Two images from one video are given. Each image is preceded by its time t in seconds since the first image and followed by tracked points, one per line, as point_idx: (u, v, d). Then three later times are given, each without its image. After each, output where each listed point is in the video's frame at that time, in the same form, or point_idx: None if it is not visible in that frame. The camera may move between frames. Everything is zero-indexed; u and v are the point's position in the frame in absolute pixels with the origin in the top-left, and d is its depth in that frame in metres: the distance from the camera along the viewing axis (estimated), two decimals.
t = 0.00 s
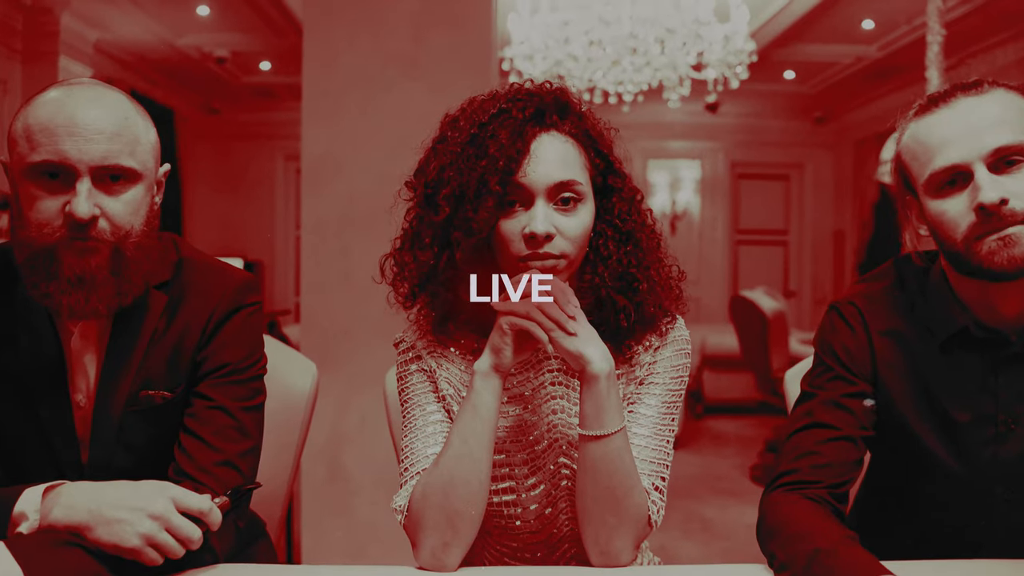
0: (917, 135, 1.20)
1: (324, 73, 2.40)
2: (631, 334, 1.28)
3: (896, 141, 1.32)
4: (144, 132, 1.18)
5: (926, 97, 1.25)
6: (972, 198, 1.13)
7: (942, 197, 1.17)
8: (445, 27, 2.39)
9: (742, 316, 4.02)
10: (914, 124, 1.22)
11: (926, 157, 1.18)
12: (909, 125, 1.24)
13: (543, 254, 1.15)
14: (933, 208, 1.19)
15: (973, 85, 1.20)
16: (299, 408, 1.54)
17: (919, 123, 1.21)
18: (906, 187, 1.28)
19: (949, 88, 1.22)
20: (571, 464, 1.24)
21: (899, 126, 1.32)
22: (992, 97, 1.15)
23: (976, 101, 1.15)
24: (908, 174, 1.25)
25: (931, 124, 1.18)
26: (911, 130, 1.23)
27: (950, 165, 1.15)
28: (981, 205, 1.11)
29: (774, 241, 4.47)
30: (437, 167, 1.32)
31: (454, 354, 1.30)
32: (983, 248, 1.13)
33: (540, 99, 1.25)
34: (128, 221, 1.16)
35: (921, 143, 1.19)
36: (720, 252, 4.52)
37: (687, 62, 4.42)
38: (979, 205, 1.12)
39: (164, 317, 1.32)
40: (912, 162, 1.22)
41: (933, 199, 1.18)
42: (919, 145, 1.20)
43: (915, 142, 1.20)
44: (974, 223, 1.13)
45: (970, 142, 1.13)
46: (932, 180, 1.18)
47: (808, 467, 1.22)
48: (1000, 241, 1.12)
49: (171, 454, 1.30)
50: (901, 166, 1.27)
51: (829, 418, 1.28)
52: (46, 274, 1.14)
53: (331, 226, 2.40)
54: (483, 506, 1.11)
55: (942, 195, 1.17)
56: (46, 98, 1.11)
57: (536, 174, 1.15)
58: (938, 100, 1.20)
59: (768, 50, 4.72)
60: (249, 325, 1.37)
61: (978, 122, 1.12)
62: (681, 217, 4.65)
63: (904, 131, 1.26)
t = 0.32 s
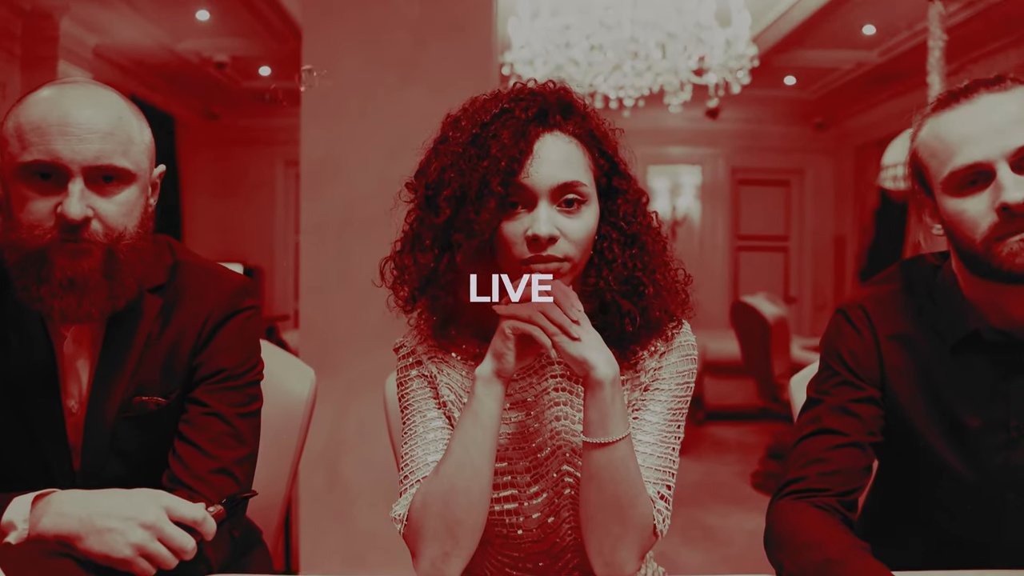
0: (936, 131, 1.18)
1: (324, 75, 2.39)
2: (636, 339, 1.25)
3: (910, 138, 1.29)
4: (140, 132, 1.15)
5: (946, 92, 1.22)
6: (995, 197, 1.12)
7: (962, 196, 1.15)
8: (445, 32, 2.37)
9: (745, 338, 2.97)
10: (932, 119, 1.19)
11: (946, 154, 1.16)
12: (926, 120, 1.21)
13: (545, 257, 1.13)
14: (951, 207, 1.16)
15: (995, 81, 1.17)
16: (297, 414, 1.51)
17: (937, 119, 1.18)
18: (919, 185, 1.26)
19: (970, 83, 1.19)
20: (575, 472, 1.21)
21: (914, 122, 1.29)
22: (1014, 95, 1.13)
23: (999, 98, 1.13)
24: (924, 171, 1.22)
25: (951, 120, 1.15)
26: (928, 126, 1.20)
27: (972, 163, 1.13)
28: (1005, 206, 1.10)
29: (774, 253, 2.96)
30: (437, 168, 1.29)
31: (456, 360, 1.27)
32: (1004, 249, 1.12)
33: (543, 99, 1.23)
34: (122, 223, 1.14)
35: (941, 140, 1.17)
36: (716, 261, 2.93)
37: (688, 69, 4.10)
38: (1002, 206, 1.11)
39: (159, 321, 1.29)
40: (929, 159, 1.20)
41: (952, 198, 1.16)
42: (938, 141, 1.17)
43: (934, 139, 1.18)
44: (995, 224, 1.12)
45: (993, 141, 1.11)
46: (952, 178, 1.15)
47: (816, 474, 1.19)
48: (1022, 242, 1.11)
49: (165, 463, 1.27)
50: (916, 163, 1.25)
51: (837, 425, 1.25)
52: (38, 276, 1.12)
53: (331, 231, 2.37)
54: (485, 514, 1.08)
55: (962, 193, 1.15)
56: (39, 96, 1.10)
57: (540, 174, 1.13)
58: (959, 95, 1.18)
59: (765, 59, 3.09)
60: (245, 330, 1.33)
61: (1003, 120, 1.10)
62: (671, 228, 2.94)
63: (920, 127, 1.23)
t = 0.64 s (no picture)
0: (958, 128, 1.15)
1: (324, 77, 2.37)
2: (642, 343, 1.22)
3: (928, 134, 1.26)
4: (135, 131, 1.13)
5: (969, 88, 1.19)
6: (1014, 200, 1.10)
7: (981, 196, 1.12)
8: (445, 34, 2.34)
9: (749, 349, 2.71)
10: (953, 116, 1.16)
11: (966, 152, 1.13)
12: (946, 117, 1.18)
13: (549, 259, 1.12)
14: (968, 208, 1.14)
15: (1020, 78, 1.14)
16: (295, 420, 1.49)
17: (959, 116, 1.15)
18: (935, 183, 1.23)
19: (993, 79, 1.16)
20: (579, 480, 1.18)
21: (932, 118, 1.26)
22: None
23: None
24: (940, 169, 1.20)
25: (974, 118, 1.13)
26: (949, 123, 1.17)
27: (993, 164, 1.10)
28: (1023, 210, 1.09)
29: (774, 259, 2.71)
30: (439, 168, 1.27)
31: (458, 365, 1.24)
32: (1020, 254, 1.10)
33: (547, 98, 1.20)
34: (116, 223, 1.11)
35: (962, 138, 1.14)
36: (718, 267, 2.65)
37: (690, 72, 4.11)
38: (1020, 210, 1.09)
39: (153, 325, 1.27)
40: (947, 156, 1.17)
41: (970, 198, 1.13)
42: (959, 139, 1.14)
43: (954, 136, 1.15)
44: (1013, 227, 1.10)
45: (1015, 142, 1.09)
46: (971, 177, 1.13)
47: (825, 481, 1.16)
48: None
49: (160, 469, 1.24)
50: (933, 161, 1.22)
51: (846, 431, 1.22)
52: (30, 278, 1.09)
53: (330, 236, 2.34)
54: (487, 522, 1.06)
55: (981, 194, 1.12)
56: (33, 94, 1.08)
57: (544, 174, 1.11)
58: (983, 91, 1.15)
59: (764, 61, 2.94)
60: (241, 335, 1.30)
61: None
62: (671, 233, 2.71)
63: (939, 123, 1.20)
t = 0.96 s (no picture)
0: (981, 122, 1.11)
1: (322, 83, 2.28)
2: (648, 348, 1.19)
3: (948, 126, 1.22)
4: (129, 131, 1.11)
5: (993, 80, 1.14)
6: None
7: (1002, 196, 1.10)
8: (446, 38, 2.27)
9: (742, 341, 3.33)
10: (978, 108, 1.12)
11: (990, 149, 1.10)
12: (970, 109, 1.14)
13: (554, 261, 1.09)
14: (986, 206, 1.12)
15: None
16: (293, 427, 1.46)
17: (984, 109, 1.11)
18: (953, 177, 1.20)
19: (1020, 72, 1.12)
20: (584, 489, 1.15)
21: (953, 109, 1.21)
22: None
23: None
24: (960, 164, 1.16)
25: (999, 112, 1.09)
26: (973, 115, 1.13)
27: (1016, 163, 1.07)
28: None
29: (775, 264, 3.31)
30: (440, 169, 1.24)
31: (460, 370, 1.21)
32: None
33: (550, 98, 1.18)
34: (109, 226, 1.09)
35: (986, 133, 1.10)
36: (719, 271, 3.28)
37: (690, 76, 4.08)
38: None
39: (148, 330, 1.24)
40: (969, 151, 1.13)
41: (990, 197, 1.11)
42: (982, 134, 1.11)
43: (977, 131, 1.11)
44: None
45: None
46: (993, 176, 1.10)
47: (834, 489, 1.13)
48: None
49: (154, 478, 1.21)
50: (953, 154, 1.18)
51: (855, 437, 1.18)
52: (20, 281, 1.07)
53: (330, 246, 2.27)
54: (489, 533, 1.03)
55: (1000, 194, 1.10)
56: (24, 93, 1.05)
57: (548, 175, 1.09)
58: (1010, 84, 1.10)
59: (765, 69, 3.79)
60: (237, 340, 1.28)
61: None
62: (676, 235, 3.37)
63: (963, 114, 1.16)
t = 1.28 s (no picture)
0: (1010, 116, 1.08)
1: (321, 83, 2.24)
2: (653, 353, 1.17)
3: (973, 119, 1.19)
4: (123, 130, 1.08)
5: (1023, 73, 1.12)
6: None
7: None
8: (447, 39, 2.23)
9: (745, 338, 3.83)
10: (1007, 101, 1.10)
11: (1016, 145, 1.07)
12: (998, 103, 1.12)
13: (558, 262, 1.07)
14: (1008, 204, 1.10)
15: None
16: (291, 434, 1.43)
17: (1013, 103, 1.09)
18: (977, 173, 1.17)
19: None
20: (588, 498, 1.12)
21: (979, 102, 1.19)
22: None
23: None
24: (985, 159, 1.14)
25: None
26: (1001, 109, 1.10)
27: None
28: None
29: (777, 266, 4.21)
30: (442, 169, 1.22)
31: (461, 376, 1.19)
32: None
33: (555, 96, 1.16)
34: (101, 227, 1.06)
35: (1014, 128, 1.08)
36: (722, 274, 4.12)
37: (692, 79, 4.09)
38: None
39: (141, 334, 1.21)
40: (995, 146, 1.11)
41: (1013, 195, 1.09)
42: (1010, 129, 1.08)
43: (1005, 125, 1.09)
44: None
45: None
46: (1016, 174, 1.08)
47: (845, 497, 1.10)
48: None
49: (147, 485, 1.18)
50: (977, 149, 1.16)
51: (865, 444, 1.15)
52: (9, 283, 1.05)
53: (329, 248, 2.23)
54: (490, 542, 1.00)
55: None
56: (14, 91, 1.03)
57: (551, 174, 1.06)
58: None
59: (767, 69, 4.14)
60: (234, 344, 1.25)
61: None
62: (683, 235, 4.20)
63: (990, 108, 1.13)
